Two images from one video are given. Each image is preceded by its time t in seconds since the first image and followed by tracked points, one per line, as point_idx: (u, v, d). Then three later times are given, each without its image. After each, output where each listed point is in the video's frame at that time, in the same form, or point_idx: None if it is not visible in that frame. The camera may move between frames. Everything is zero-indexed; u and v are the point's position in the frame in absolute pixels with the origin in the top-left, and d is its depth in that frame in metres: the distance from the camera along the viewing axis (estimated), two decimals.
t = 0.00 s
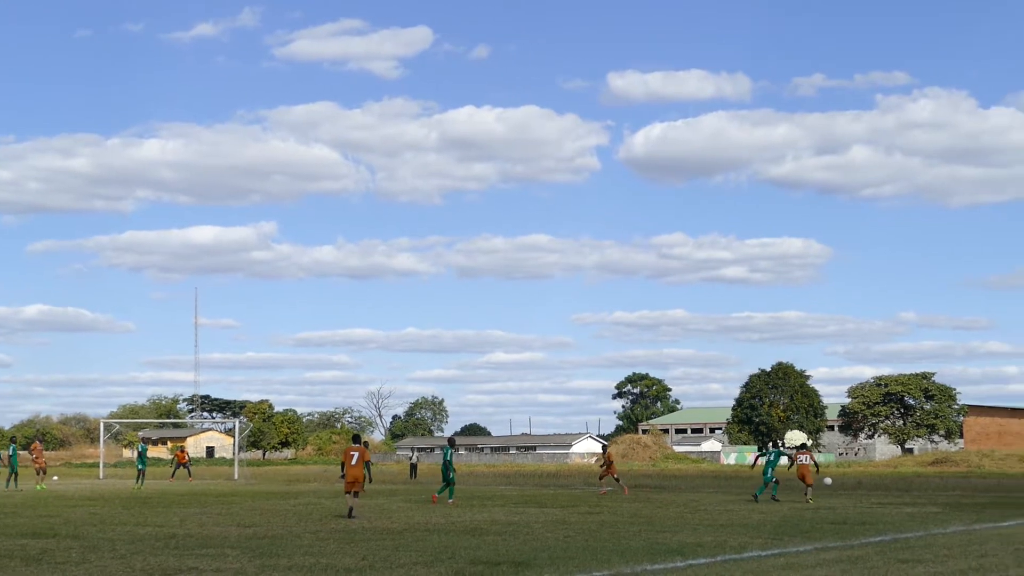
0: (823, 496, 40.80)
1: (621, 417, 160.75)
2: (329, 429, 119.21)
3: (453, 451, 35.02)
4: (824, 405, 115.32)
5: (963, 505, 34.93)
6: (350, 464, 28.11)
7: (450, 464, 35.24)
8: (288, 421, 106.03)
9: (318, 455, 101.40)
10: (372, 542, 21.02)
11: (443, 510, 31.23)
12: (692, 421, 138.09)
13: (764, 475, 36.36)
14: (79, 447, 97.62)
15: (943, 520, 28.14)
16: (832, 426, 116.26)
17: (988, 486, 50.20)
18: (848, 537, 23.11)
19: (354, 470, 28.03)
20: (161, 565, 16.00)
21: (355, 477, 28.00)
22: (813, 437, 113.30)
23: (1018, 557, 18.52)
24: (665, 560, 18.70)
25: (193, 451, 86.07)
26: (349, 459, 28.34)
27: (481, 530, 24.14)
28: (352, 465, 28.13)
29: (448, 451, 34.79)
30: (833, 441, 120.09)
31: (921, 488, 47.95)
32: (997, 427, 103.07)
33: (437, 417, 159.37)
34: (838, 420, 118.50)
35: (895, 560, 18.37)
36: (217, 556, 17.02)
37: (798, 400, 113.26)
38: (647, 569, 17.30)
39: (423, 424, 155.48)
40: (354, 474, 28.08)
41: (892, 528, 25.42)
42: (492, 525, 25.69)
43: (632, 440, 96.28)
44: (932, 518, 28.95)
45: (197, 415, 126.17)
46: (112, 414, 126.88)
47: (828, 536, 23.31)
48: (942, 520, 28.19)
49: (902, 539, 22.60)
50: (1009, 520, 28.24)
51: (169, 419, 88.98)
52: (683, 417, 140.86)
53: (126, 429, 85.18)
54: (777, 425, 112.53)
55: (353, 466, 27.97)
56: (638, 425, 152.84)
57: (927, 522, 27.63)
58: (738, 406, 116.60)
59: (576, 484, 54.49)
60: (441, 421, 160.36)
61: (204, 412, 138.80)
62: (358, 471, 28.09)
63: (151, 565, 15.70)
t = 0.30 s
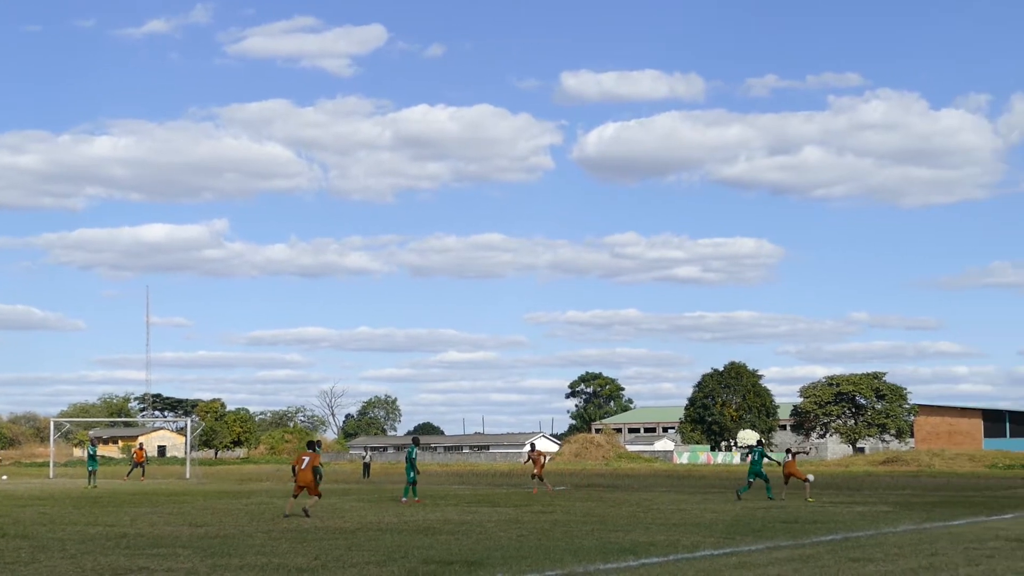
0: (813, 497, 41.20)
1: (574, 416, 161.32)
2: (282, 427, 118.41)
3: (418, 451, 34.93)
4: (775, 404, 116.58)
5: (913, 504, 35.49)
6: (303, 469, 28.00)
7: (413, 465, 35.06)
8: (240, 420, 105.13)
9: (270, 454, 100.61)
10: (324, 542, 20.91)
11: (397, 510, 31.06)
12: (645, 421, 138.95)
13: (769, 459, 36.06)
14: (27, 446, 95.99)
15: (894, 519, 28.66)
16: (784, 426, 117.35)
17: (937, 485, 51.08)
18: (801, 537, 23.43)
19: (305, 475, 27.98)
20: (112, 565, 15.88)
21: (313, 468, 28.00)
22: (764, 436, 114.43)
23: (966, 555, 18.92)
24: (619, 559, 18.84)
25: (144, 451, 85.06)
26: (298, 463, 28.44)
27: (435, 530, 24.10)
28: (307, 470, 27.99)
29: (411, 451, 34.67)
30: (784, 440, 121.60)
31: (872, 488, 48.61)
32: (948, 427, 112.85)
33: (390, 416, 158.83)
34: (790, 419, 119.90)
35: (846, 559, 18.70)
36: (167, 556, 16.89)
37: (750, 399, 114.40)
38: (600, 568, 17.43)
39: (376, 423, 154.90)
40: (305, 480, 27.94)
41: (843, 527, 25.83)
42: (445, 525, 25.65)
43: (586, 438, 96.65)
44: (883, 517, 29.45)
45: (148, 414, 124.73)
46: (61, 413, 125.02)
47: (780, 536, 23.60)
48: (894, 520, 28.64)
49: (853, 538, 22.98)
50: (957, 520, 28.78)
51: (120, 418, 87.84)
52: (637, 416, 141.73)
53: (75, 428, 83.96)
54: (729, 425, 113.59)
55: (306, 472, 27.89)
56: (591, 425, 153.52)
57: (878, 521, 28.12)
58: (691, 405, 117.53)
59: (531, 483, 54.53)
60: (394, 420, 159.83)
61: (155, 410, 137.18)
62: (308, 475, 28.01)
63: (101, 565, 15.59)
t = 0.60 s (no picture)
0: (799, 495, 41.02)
1: (546, 416, 161.57)
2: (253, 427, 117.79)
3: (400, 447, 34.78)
4: (747, 404, 117.23)
5: (883, 504, 35.94)
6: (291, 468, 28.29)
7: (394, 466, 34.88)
8: (211, 419, 104.63)
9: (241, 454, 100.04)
10: (296, 542, 20.80)
11: (369, 510, 30.80)
12: (617, 420, 139.34)
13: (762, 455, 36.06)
14: None
15: (864, 518, 28.94)
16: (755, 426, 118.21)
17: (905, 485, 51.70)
18: (772, 535, 23.70)
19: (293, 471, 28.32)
20: (81, 565, 15.78)
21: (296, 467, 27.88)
22: (736, 435, 115.08)
23: (936, 554, 19.17)
24: (589, 559, 18.88)
25: (114, 450, 84.34)
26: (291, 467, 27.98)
27: (407, 530, 24.02)
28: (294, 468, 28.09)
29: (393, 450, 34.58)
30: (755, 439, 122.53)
31: (844, 487, 48.98)
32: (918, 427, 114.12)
33: (362, 415, 158.40)
34: (761, 419, 120.73)
35: (817, 558, 18.83)
36: (138, 556, 16.79)
37: (722, 399, 115.02)
38: (571, 568, 17.51)
39: (348, 423, 154.44)
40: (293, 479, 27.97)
41: (813, 526, 26.06)
42: (417, 524, 25.55)
43: (557, 438, 96.72)
44: (854, 516, 29.74)
45: (117, 413, 123.69)
46: (29, 412, 124.00)
47: (751, 535, 23.76)
48: (865, 518, 29.06)
49: (823, 537, 23.18)
50: (925, 519, 29.09)
51: (89, 417, 87.02)
52: (608, 416, 142.17)
53: (43, 427, 83.12)
54: (700, 424, 114.15)
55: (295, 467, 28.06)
56: (563, 424, 153.82)
57: (848, 520, 28.40)
58: (662, 404, 118.04)
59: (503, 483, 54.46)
60: (365, 419, 159.44)
61: (125, 409, 136.04)
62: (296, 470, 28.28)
63: (71, 565, 15.52)
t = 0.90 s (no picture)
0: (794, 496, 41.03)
1: (525, 415, 161.71)
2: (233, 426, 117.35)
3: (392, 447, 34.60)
4: (726, 403, 117.68)
5: (860, 502, 36.29)
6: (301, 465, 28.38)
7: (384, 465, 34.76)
8: (190, 418, 104.25)
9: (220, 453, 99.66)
10: (275, 542, 20.70)
11: (346, 510, 30.46)
12: (597, 419, 139.59)
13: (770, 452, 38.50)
14: None
15: (843, 517, 29.15)
16: (735, 425, 118.69)
17: (882, 485, 52.08)
18: (751, 535, 23.87)
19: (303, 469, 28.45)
20: (61, 564, 15.72)
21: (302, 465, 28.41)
22: (715, 435, 115.53)
23: (914, 553, 19.34)
24: (569, 558, 18.95)
25: (92, 450, 83.84)
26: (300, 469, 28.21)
27: (387, 529, 23.97)
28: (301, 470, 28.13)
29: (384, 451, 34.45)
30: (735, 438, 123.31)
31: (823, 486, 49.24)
32: (897, 426, 114.50)
33: (341, 414, 158.03)
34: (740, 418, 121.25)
35: (796, 557, 18.96)
36: (116, 556, 16.70)
37: (701, 398, 115.43)
38: (552, 567, 17.55)
39: (327, 422, 154.06)
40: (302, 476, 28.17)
41: (792, 525, 26.22)
42: (398, 524, 25.48)
43: (537, 437, 96.76)
44: (832, 515, 29.96)
45: (95, 412, 122.93)
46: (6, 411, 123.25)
47: (730, 533, 23.96)
48: (844, 518, 29.30)
49: (803, 536, 23.34)
50: (905, 517, 29.36)
51: (67, 416, 86.43)
52: (589, 415, 142.47)
53: (21, 426, 82.51)
54: (680, 423, 114.55)
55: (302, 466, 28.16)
56: (542, 423, 153.99)
57: (827, 519, 28.65)
58: (642, 404, 118.36)
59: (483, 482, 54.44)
60: (345, 418, 159.15)
61: (103, 409, 135.30)
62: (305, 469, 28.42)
63: (50, 564, 15.44)
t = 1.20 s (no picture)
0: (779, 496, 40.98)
1: (507, 415, 161.82)
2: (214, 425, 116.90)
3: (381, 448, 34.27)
4: (707, 403, 118.07)
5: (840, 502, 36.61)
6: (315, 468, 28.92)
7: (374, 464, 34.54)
8: (171, 417, 103.84)
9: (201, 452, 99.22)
10: (255, 542, 20.63)
11: (328, 510, 30.29)
12: (579, 419, 139.76)
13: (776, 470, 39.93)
14: None
15: (824, 517, 29.31)
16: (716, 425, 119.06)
17: (863, 484, 52.31)
18: (731, 533, 24.12)
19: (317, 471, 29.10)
20: (41, 564, 15.68)
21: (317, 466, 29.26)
22: (696, 434, 115.96)
23: (893, 552, 19.52)
24: (550, 558, 19.01)
25: (72, 449, 83.34)
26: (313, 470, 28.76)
27: (368, 529, 23.97)
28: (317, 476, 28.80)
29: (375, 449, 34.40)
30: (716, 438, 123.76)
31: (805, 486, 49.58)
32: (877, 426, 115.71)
33: (323, 414, 157.68)
34: (722, 418, 121.66)
35: (776, 557, 19.07)
36: (97, 556, 16.64)
37: (683, 398, 115.79)
38: (535, 567, 17.65)
39: (309, 422, 153.68)
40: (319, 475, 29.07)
41: (773, 525, 26.34)
42: (379, 524, 25.45)
43: (518, 437, 96.77)
44: (813, 515, 30.09)
45: (75, 412, 122.18)
46: None
47: (711, 533, 24.12)
48: (823, 517, 29.59)
49: (783, 536, 23.47)
50: (886, 517, 29.63)
51: (47, 415, 85.87)
52: (570, 414, 142.67)
53: None
54: (661, 423, 114.89)
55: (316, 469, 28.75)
56: (524, 423, 154.07)
57: (808, 519, 28.81)
58: (623, 403, 118.66)
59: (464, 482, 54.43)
60: (326, 418, 158.78)
61: (84, 408, 134.52)
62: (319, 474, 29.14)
63: (28, 564, 15.38)
